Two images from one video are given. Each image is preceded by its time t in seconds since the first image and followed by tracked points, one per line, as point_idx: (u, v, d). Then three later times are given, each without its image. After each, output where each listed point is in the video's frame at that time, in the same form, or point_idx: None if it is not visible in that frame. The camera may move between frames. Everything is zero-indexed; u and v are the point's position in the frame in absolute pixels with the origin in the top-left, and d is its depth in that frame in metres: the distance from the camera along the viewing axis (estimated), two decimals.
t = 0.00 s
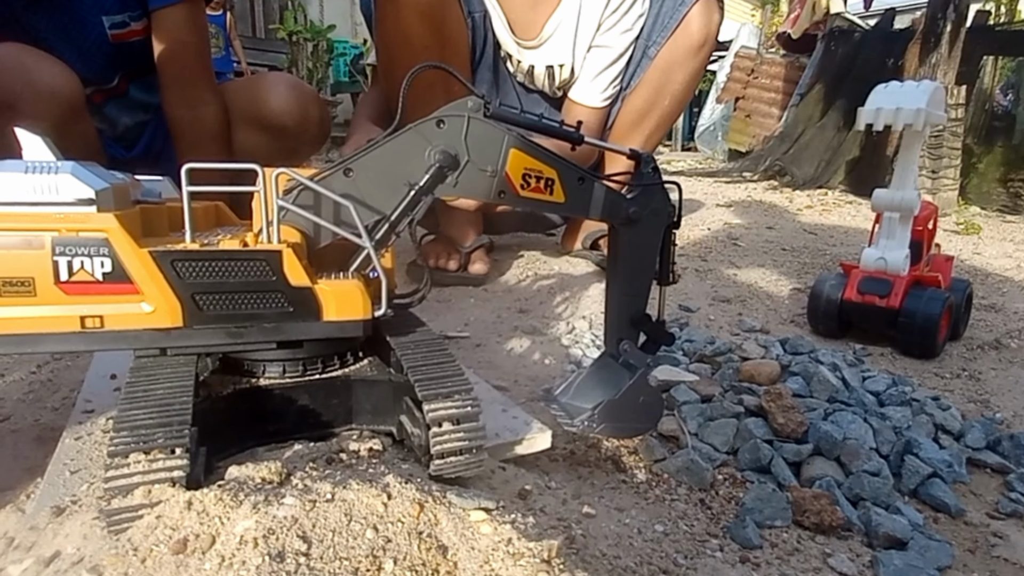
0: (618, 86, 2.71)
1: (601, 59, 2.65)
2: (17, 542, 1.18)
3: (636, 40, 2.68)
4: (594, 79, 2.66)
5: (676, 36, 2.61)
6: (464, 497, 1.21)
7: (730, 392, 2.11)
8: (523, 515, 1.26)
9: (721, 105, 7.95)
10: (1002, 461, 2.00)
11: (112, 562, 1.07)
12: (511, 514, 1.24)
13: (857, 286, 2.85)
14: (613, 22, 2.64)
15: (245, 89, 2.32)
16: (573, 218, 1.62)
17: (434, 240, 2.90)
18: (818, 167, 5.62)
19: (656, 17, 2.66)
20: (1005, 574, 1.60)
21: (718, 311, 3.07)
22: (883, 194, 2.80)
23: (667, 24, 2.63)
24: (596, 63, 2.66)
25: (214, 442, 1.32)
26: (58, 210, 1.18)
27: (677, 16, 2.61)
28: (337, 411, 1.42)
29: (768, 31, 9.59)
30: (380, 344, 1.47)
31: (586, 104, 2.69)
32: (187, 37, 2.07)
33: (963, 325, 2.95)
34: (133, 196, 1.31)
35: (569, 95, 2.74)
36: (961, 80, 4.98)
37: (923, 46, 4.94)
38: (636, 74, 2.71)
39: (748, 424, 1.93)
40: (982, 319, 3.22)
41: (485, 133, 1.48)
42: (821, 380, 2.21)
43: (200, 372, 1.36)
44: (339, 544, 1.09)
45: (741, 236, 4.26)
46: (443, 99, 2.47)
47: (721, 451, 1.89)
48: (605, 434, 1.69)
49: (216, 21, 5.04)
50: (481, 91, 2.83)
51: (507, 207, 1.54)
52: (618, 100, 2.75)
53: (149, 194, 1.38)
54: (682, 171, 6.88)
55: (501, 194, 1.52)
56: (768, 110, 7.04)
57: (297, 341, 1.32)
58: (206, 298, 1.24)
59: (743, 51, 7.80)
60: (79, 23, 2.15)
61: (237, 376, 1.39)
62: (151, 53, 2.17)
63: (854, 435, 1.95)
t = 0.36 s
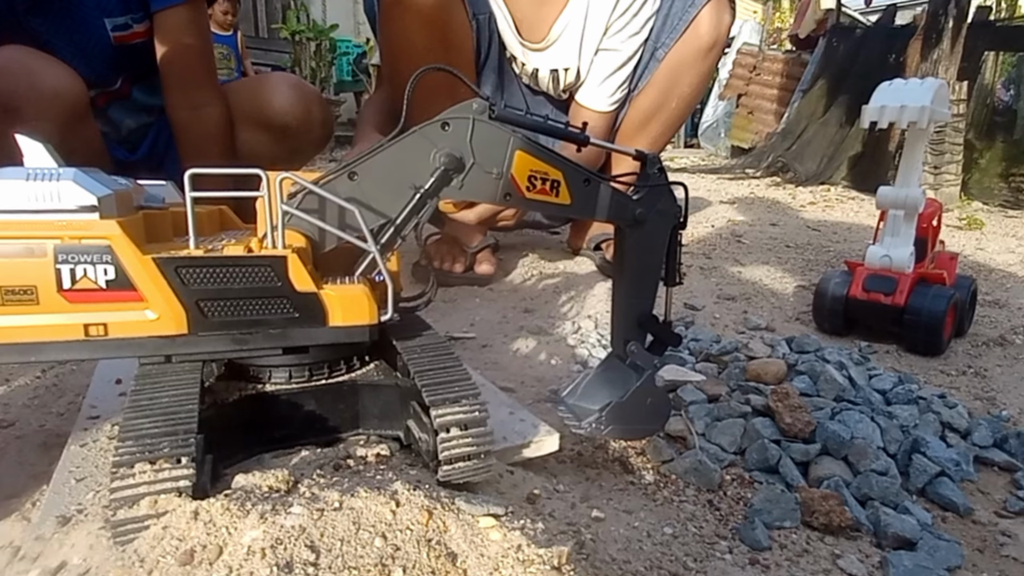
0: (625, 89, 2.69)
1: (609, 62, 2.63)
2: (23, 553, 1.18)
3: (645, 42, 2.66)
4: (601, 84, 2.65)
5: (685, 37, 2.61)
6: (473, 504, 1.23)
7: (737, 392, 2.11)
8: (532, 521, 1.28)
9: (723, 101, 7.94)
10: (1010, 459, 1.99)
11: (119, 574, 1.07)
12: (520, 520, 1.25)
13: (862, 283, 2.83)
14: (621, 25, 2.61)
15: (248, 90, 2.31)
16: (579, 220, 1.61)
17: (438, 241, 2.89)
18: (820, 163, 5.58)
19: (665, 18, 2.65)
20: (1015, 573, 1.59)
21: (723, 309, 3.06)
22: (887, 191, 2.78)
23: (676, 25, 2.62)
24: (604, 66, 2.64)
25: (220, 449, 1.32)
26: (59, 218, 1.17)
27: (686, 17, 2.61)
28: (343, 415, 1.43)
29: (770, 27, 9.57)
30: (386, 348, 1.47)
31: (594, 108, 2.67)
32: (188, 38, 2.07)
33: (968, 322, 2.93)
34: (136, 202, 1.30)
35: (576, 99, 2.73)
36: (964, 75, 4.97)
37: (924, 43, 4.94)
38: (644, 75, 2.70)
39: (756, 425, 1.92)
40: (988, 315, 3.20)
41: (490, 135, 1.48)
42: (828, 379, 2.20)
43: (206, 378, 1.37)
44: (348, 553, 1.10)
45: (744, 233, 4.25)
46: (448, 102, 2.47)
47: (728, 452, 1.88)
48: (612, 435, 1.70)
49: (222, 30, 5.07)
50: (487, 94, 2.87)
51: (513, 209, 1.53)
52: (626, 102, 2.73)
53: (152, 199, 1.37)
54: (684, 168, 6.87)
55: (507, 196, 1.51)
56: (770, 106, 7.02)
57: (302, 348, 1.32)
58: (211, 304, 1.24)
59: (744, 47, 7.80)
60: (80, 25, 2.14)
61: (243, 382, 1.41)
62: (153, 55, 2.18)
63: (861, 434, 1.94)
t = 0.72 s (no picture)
0: (623, 88, 2.70)
1: (604, 62, 2.63)
2: (32, 556, 1.17)
3: (641, 40, 2.66)
4: (596, 85, 2.66)
5: (683, 35, 2.60)
6: (479, 507, 1.23)
7: (739, 395, 2.10)
8: (536, 524, 1.28)
9: (721, 97, 7.95)
10: (1015, 462, 1.99)
11: None
12: (525, 523, 1.25)
13: (866, 284, 2.83)
14: (618, 23, 2.60)
15: (243, 89, 2.30)
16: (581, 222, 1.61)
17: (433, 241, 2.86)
18: (821, 160, 5.55)
19: (662, 16, 2.64)
20: None
21: (723, 310, 3.05)
22: (891, 190, 2.77)
23: (674, 23, 2.61)
24: (599, 66, 2.64)
25: (226, 453, 1.34)
26: (68, 224, 1.17)
27: (684, 14, 2.59)
28: (346, 419, 1.43)
29: (768, 21, 9.55)
30: (388, 352, 1.47)
31: (589, 109, 2.68)
32: (182, 39, 2.08)
33: (972, 324, 2.93)
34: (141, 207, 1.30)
35: (571, 98, 2.75)
36: (968, 69, 4.96)
37: (928, 35, 4.91)
38: (641, 74, 2.69)
39: (758, 428, 1.92)
40: (992, 316, 3.20)
41: (491, 138, 1.47)
42: (831, 381, 2.20)
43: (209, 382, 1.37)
44: (356, 556, 1.10)
45: (743, 233, 4.24)
46: (441, 105, 2.47)
47: (730, 455, 1.87)
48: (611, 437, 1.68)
49: (208, 26, 5.04)
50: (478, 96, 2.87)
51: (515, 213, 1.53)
52: (622, 102, 2.74)
53: (157, 205, 1.37)
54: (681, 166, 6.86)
55: (508, 200, 1.51)
56: (769, 102, 7.02)
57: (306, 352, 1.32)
58: (217, 310, 1.24)
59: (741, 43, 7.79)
60: (76, 27, 2.14)
61: (246, 385, 1.40)
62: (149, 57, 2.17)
63: (865, 438, 1.94)
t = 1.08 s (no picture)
0: (621, 88, 2.68)
1: (600, 63, 2.62)
2: (25, 561, 1.15)
3: (639, 40, 2.64)
4: (593, 86, 2.65)
5: (681, 36, 2.57)
6: (485, 508, 1.21)
7: (746, 395, 2.07)
8: (544, 525, 1.25)
9: (719, 102, 7.93)
10: None
11: None
12: (533, 525, 1.23)
13: (870, 283, 2.77)
14: (614, 23, 2.59)
15: (240, 93, 2.27)
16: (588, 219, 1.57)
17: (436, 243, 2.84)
18: (819, 164, 5.54)
19: (660, 15, 2.61)
20: None
21: (727, 310, 3.02)
22: (894, 189, 2.73)
23: (672, 22, 2.57)
24: (596, 67, 2.63)
25: (225, 454, 1.30)
26: (56, 218, 1.14)
27: (683, 13, 2.56)
28: (349, 420, 1.41)
29: (766, 25, 9.54)
30: (390, 351, 1.45)
31: (588, 110, 2.68)
32: (183, 40, 2.04)
33: (977, 322, 2.89)
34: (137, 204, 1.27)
35: (569, 99, 2.74)
36: (966, 71, 4.93)
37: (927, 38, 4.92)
38: (639, 74, 2.67)
39: (766, 427, 1.89)
40: (997, 315, 3.16)
41: (496, 131, 1.45)
42: (838, 380, 2.17)
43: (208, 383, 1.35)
44: (359, 559, 1.08)
45: (745, 235, 4.21)
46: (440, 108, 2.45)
47: (738, 455, 1.84)
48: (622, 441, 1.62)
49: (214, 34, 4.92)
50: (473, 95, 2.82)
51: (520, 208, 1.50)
52: (621, 102, 2.72)
53: (155, 200, 1.34)
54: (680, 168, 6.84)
55: (514, 195, 1.48)
56: (768, 105, 7.00)
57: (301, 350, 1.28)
58: (209, 306, 1.22)
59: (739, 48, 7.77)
60: (75, 29, 2.11)
61: (246, 386, 1.38)
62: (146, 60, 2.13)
63: (875, 436, 1.91)
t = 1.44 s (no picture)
0: (627, 88, 2.67)
1: (607, 63, 2.62)
2: (16, 567, 1.13)
3: (645, 40, 2.62)
4: (601, 85, 2.63)
5: (687, 35, 2.54)
6: (492, 508, 1.19)
7: (756, 388, 2.05)
8: (554, 525, 1.23)
9: (722, 105, 7.89)
10: None
11: None
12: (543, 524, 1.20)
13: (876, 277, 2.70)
14: (620, 23, 2.57)
15: (253, 94, 2.26)
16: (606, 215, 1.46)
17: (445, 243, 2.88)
18: (820, 164, 5.47)
19: (665, 16, 2.60)
20: None
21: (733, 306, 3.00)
22: (899, 183, 2.63)
23: (677, 23, 2.56)
24: (602, 67, 2.62)
25: (224, 454, 1.29)
26: (39, 210, 1.20)
27: (686, 14, 2.55)
28: (353, 417, 1.40)
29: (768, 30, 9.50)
30: (396, 346, 1.49)
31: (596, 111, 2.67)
32: (193, 42, 2.03)
33: (981, 313, 2.84)
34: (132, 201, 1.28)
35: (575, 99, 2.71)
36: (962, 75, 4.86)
37: (923, 41, 4.68)
38: (644, 74, 2.65)
39: (777, 421, 1.87)
40: (999, 309, 3.11)
41: (496, 120, 1.39)
42: (847, 372, 2.15)
43: (210, 381, 1.35)
44: (359, 564, 1.07)
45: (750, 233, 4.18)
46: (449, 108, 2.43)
47: (749, 449, 1.82)
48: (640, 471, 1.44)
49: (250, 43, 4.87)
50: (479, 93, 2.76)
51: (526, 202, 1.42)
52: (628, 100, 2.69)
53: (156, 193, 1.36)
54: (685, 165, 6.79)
55: (519, 188, 1.41)
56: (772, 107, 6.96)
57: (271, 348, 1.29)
58: (175, 300, 1.25)
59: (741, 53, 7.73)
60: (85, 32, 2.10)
61: (248, 383, 1.38)
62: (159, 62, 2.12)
63: (886, 428, 1.88)
